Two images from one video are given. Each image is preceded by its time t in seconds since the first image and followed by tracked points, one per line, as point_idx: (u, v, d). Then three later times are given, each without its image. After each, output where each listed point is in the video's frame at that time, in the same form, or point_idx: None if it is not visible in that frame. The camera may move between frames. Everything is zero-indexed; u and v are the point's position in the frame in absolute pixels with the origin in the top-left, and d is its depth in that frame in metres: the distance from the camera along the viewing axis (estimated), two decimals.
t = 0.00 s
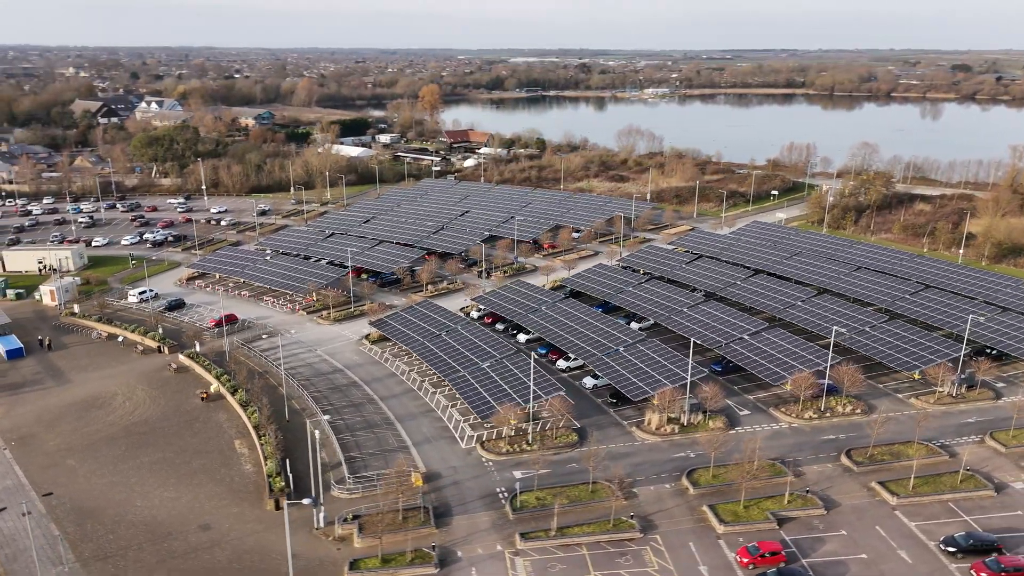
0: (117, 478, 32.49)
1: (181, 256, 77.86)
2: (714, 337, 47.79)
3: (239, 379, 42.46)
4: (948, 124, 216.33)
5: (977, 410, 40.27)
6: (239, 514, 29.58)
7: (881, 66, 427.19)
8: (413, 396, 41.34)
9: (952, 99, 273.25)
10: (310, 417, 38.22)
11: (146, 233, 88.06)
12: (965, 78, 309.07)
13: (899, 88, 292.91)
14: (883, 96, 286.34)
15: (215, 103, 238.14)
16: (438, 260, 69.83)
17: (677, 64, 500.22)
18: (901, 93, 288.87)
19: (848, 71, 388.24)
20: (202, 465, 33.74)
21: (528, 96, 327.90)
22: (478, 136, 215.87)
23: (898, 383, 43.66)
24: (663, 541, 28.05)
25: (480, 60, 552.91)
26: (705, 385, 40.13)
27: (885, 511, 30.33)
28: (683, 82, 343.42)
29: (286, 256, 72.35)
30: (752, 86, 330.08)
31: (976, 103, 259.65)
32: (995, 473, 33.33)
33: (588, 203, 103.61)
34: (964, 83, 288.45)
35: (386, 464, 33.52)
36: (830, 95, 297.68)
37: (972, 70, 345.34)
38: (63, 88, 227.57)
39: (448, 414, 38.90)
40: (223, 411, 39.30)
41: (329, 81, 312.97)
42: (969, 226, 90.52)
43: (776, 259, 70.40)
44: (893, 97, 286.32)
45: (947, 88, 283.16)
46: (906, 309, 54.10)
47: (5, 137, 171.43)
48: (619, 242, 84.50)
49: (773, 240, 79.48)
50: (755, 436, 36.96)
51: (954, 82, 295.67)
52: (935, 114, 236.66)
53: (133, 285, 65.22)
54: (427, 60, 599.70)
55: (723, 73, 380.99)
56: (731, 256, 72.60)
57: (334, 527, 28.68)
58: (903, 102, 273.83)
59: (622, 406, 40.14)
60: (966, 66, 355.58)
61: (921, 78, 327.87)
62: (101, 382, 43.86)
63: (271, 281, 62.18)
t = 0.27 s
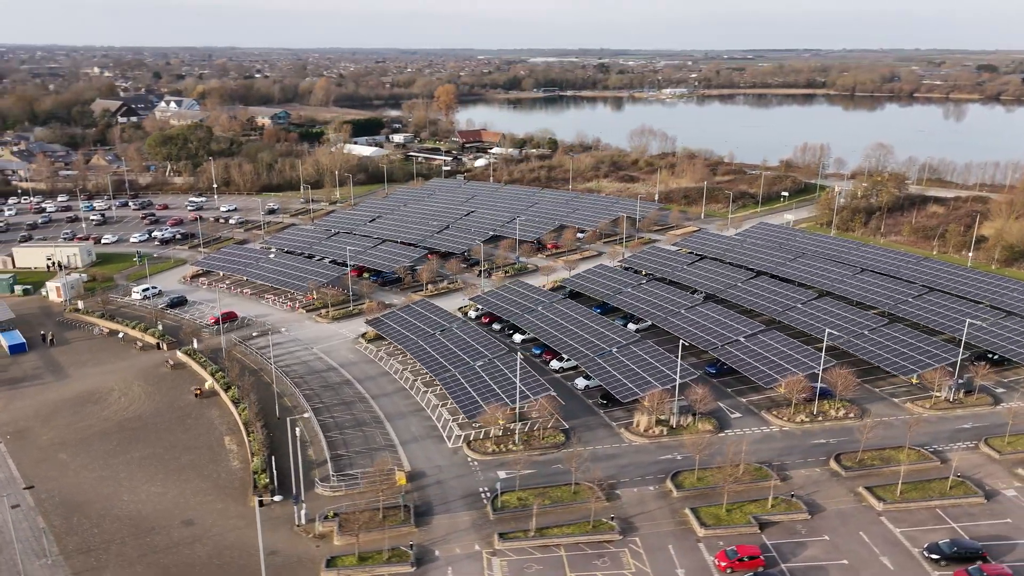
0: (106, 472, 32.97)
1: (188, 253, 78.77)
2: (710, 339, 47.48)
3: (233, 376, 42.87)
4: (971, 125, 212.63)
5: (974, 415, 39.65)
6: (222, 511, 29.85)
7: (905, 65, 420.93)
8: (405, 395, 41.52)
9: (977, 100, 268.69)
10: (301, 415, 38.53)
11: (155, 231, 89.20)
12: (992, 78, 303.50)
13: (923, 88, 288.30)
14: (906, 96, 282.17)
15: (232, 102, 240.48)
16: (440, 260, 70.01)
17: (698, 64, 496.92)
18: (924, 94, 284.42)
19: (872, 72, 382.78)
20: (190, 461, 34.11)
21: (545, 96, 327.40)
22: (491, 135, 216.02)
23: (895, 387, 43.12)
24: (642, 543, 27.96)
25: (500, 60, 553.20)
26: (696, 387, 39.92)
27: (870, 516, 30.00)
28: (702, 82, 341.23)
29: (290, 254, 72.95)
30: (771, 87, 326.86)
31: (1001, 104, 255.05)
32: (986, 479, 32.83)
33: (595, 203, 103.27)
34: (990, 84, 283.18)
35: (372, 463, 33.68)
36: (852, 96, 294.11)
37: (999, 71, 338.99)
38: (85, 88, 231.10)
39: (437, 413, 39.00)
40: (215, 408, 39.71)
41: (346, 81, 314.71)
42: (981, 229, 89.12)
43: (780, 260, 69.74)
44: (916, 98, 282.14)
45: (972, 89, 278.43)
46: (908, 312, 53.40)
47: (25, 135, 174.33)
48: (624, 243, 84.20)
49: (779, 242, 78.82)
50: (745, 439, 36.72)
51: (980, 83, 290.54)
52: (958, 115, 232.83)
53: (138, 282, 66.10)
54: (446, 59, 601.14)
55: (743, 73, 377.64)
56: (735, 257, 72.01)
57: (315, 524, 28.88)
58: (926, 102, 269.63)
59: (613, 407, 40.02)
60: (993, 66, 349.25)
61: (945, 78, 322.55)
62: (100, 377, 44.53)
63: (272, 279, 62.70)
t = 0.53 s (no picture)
0: (96, 467, 33.44)
1: (195, 251, 79.63)
2: (705, 341, 47.21)
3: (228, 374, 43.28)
4: (995, 126, 208.91)
5: (972, 421, 39.08)
6: (206, 506, 30.15)
7: (931, 65, 414.43)
8: (396, 393, 41.68)
9: (1002, 101, 264.08)
10: (291, 412, 38.80)
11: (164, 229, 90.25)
12: (1019, 79, 297.96)
13: (947, 89, 283.67)
14: (929, 97, 277.96)
15: (248, 101, 242.63)
16: (441, 259, 70.19)
17: (718, 64, 493.31)
18: (947, 94, 279.93)
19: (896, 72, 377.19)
20: (180, 456, 34.48)
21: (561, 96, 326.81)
22: (503, 135, 216.04)
23: (892, 391, 42.57)
24: (621, 546, 27.84)
25: (520, 60, 552.87)
26: (687, 389, 39.70)
27: (854, 522, 29.66)
28: (721, 82, 338.78)
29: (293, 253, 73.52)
30: (790, 87, 323.63)
31: None
32: (978, 487, 32.31)
33: (603, 204, 102.96)
34: (1017, 84, 277.96)
35: (358, 460, 33.86)
36: (873, 96, 290.30)
37: None
38: (105, 87, 234.39)
39: (427, 412, 39.13)
40: (208, 405, 40.13)
41: (363, 81, 316.33)
42: (993, 232, 87.68)
43: (784, 262, 69.20)
44: (939, 98, 277.85)
45: (998, 90, 273.55)
46: (909, 315, 52.73)
47: (46, 133, 177.28)
48: (628, 243, 83.89)
49: (784, 244, 78.19)
50: (734, 441, 36.46)
51: (1006, 83, 285.31)
52: (982, 116, 228.85)
53: (143, 279, 66.91)
54: (465, 59, 602.60)
55: (763, 73, 374.17)
56: (738, 259, 71.55)
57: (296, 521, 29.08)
58: (950, 103, 265.36)
59: (603, 409, 39.93)
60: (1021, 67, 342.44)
61: (970, 79, 317.23)
62: (99, 372, 45.19)
63: (274, 277, 63.23)
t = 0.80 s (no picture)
0: (88, 461, 33.93)
1: (202, 249, 80.49)
2: (701, 343, 46.90)
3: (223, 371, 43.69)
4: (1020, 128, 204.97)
5: (968, 427, 38.47)
6: (191, 501, 30.47)
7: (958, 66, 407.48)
8: (388, 392, 41.86)
9: None
10: (282, 410, 39.08)
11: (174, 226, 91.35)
12: None
13: (973, 89, 278.72)
14: (954, 97, 273.39)
15: (265, 100, 244.77)
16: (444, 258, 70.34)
17: (740, 64, 489.62)
18: (973, 95, 275.11)
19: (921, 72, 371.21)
20: (170, 452, 34.87)
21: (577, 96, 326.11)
22: (516, 135, 216.05)
23: (889, 396, 42.01)
24: (600, 548, 27.74)
25: (541, 60, 552.33)
26: (679, 391, 39.43)
27: (838, 528, 29.31)
28: (741, 82, 336.28)
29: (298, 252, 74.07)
30: (810, 87, 320.14)
31: None
32: (968, 494, 31.81)
33: (610, 204, 102.62)
34: None
35: (344, 458, 34.03)
36: (897, 96, 286.14)
37: None
38: (126, 87, 237.75)
39: (417, 411, 39.24)
40: (202, 401, 40.54)
41: (380, 81, 317.88)
42: (1007, 235, 86.14)
43: (788, 263, 68.50)
44: (964, 99, 273.20)
45: None
46: (912, 319, 51.94)
47: (66, 132, 180.19)
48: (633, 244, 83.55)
49: (790, 246, 77.38)
50: (723, 444, 36.20)
51: None
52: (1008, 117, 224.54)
53: (149, 276, 67.73)
54: (485, 59, 603.43)
55: (784, 74, 370.38)
56: (742, 260, 70.95)
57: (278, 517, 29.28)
58: (975, 104, 260.75)
59: (593, 410, 39.79)
60: None
61: (997, 79, 311.40)
62: (98, 368, 45.82)
63: (276, 275, 63.71)
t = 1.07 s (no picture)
0: (80, 455, 34.46)
1: (210, 247, 81.33)
2: (696, 345, 46.59)
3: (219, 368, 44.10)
4: None
5: (964, 433, 37.89)
6: (176, 496, 30.79)
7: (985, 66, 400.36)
8: (381, 391, 42.10)
9: None
10: (274, 408, 39.39)
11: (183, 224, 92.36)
12: None
13: (999, 90, 273.64)
14: (978, 98, 268.75)
15: (282, 99, 246.66)
16: (446, 258, 70.53)
17: (761, 64, 485.15)
18: (999, 95, 270.06)
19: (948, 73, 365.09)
20: (161, 447, 35.28)
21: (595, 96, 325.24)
22: (530, 135, 215.91)
23: (886, 400, 41.46)
24: (579, 550, 27.65)
25: (561, 60, 551.47)
26: (669, 393, 39.17)
27: (823, 534, 28.94)
28: (761, 82, 333.32)
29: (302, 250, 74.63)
30: (831, 88, 316.75)
31: None
32: (959, 501, 31.31)
33: (618, 205, 102.29)
34: None
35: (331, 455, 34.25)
36: (920, 97, 282.21)
37: None
38: (146, 86, 240.87)
39: (407, 410, 39.38)
40: (196, 397, 41.00)
41: (398, 80, 319.09)
42: (1021, 238, 84.61)
43: (792, 265, 67.85)
44: (989, 99, 268.41)
45: None
46: (914, 322, 51.19)
47: (86, 130, 183.08)
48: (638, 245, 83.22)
49: (796, 249, 76.67)
50: (712, 447, 35.97)
51: None
52: None
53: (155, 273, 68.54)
54: (505, 60, 603.72)
55: (806, 74, 366.16)
56: (746, 261, 70.37)
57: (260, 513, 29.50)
58: (1001, 105, 255.89)
59: (584, 411, 39.69)
60: None
61: None
62: (98, 363, 46.56)
63: (279, 273, 64.22)
